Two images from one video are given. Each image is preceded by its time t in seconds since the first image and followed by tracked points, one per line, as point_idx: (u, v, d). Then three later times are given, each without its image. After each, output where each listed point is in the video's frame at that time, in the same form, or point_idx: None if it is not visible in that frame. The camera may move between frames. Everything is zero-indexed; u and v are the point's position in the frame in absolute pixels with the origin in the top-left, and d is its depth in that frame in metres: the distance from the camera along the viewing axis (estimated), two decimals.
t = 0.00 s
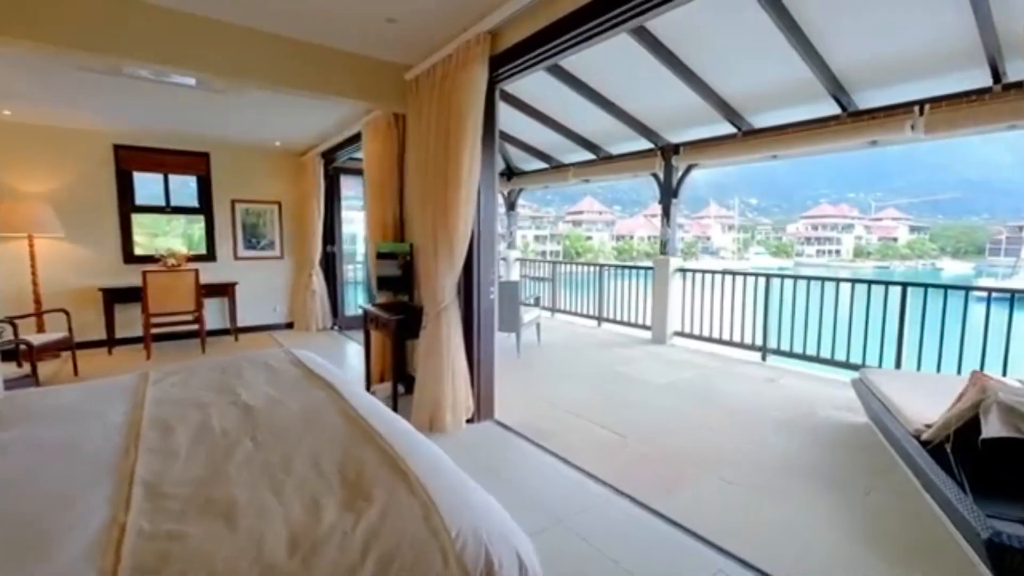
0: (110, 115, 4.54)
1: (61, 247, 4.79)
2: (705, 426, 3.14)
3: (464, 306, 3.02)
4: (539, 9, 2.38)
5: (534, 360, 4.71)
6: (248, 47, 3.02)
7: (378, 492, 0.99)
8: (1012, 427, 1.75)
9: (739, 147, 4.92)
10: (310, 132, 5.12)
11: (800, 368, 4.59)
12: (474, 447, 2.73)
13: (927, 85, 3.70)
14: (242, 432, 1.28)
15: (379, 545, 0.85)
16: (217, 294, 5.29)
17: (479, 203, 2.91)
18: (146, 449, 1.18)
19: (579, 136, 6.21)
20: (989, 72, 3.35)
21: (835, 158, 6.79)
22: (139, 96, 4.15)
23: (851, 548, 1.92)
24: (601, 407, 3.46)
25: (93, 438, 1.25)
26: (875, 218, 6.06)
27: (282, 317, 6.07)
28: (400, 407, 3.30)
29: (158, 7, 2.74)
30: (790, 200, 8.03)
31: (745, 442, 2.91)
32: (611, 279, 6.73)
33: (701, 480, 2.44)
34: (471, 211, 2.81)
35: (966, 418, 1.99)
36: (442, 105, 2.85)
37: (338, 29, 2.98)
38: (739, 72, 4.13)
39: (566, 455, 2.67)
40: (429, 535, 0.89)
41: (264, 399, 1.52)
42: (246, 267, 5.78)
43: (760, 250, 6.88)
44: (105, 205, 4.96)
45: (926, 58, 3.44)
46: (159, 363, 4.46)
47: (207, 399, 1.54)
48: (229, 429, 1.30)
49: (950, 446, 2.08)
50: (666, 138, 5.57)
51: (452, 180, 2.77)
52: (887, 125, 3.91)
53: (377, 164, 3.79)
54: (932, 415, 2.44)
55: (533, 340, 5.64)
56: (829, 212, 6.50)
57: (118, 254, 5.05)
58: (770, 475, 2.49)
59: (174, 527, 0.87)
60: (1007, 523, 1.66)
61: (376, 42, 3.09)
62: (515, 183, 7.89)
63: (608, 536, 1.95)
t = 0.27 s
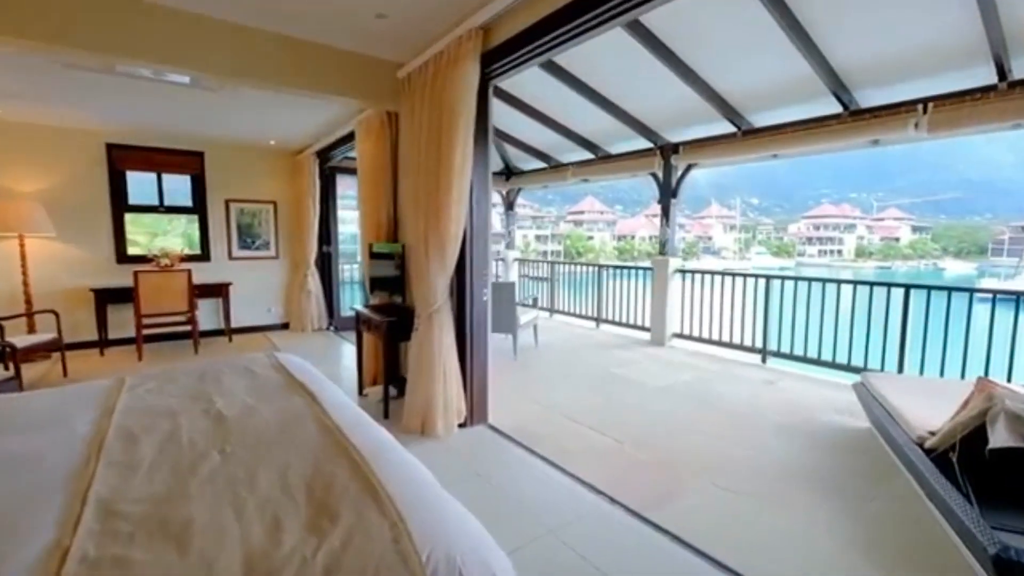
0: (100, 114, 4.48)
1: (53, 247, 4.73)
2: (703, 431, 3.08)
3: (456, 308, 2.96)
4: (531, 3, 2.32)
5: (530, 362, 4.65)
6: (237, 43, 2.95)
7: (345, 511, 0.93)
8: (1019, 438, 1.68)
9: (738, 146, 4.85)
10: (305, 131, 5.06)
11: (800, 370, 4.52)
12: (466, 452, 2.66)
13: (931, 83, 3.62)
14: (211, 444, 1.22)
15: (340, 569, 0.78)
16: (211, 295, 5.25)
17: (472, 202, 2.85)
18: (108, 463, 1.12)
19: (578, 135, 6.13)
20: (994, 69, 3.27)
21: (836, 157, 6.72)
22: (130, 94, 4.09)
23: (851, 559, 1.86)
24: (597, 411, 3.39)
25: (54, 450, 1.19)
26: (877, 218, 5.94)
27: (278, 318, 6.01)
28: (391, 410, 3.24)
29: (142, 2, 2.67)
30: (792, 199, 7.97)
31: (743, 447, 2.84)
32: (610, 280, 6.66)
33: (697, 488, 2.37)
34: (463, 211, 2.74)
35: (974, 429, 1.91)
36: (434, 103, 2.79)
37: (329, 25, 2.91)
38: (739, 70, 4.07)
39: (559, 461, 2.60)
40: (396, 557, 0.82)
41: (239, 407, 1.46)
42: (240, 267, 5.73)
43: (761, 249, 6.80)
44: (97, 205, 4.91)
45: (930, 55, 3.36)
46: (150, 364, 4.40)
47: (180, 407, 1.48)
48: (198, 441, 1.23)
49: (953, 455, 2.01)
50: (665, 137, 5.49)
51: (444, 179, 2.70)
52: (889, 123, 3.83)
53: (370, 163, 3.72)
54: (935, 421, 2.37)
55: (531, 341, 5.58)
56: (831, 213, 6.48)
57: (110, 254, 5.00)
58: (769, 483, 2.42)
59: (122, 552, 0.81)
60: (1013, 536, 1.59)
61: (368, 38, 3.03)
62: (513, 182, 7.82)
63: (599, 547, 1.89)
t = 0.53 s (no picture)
0: (93, 113, 4.43)
1: (46, 247, 4.69)
2: (700, 435, 3.02)
3: (451, 310, 2.91)
4: None
5: (528, 364, 4.60)
6: (228, 39, 2.90)
7: (316, 529, 0.87)
8: None
9: (739, 145, 4.79)
10: (300, 130, 5.01)
11: (801, 372, 4.46)
12: (460, 456, 2.61)
13: (935, 80, 3.55)
14: (184, 454, 1.17)
15: None
16: (206, 296, 5.20)
17: (466, 201, 2.79)
18: (73, 474, 1.07)
19: (576, 134, 6.08)
20: (999, 67, 3.21)
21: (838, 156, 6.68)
22: (122, 93, 4.04)
23: (852, 570, 1.80)
24: (593, 415, 3.34)
25: (20, 460, 1.14)
26: (880, 218, 5.92)
27: (274, 319, 5.97)
28: (384, 413, 3.19)
29: None
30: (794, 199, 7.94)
31: (743, 452, 2.78)
32: (608, 281, 6.61)
33: (695, 495, 2.32)
34: (457, 211, 2.70)
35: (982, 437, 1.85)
36: (428, 101, 2.74)
37: (321, 22, 2.86)
38: (739, 67, 4.01)
39: (553, 468, 2.54)
40: None
41: (218, 414, 1.41)
42: (236, 268, 5.68)
43: (762, 249, 6.83)
44: (91, 204, 4.86)
45: (934, 52, 3.30)
46: (144, 366, 4.36)
47: (158, 414, 1.43)
48: (170, 451, 1.18)
49: (959, 464, 1.95)
50: (664, 136, 5.43)
51: (436, 177, 2.66)
52: (892, 122, 3.77)
53: (365, 161, 3.67)
54: (939, 427, 2.31)
55: (529, 342, 5.53)
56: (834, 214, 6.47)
57: (105, 254, 4.96)
58: (769, 490, 2.37)
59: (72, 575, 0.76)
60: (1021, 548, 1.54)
61: (361, 35, 2.97)
62: (512, 182, 7.77)
63: (592, 557, 1.84)
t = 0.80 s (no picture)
0: (86, 111, 4.39)
1: (39, 247, 4.65)
2: (699, 439, 2.97)
3: (444, 311, 2.86)
4: None
5: (525, 366, 4.55)
6: (218, 35, 2.84)
7: (280, 548, 0.82)
8: None
9: (739, 144, 4.73)
10: (296, 129, 4.96)
11: (802, 374, 4.39)
12: (452, 460, 2.56)
13: (938, 77, 3.49)
14: (153, 464, 1.11)
15: None
16: (201, 296, 5.16)
17: (459, 200, 2.74)
18: (33, 485, 1.01)
19: (575, 133, 6.01)
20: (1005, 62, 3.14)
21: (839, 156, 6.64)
22: (114, 91, 3.99)
23: None
24: (590, 418, 3.29)
25: None
26: (883, 218, 5.87)
27: (271, 319, 5.92)
28: (377, 416, 3.13)
29: None
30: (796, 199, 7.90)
31: (743, 456, 2.73)
32: (608, 281, 6.55)
33: (692, 501, 2.26)
34: (449, 210, 2.64)
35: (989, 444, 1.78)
36: (420, 98, 2.69)
37: (312, 18, 2.80)
38: (740, 64, 3.95)
39: (547, 472, 2.49)
40: None
41: (194, 421, 1.35)
42: (232, 268, 5.64)
43: (764, 249, 6.76)
44: (85, 204, 4.82)
45: (938, 48, 3.24)
46: (138, 367, 4.32)
47: (132, 420, 1.38)
48: (138, 460, 1.13)
49: (964, 471, 1.89)
50: (664, 135, 5.37)
51: (429, 175, 2.60)
52: (895, 119, 3.70)
53: (359, 160, 3.62)
54: (944, 432, 2.25)
55: (527, 343, 5.48)
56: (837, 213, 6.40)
57: (99, 254, 4.92)
58: (768, 496, 2.31)
59: None
60: None
61: (353, 31, 2.92)
62: (512, 182, 7.71)
63: (585, 566, 1.78)
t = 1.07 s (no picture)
0: (77, 111, 4.35)
1: (31, 248, 4.61)
2: (696, 443, 2.90)
3: (434, 314, 2.79)
4: None
5: (522, 368, 4.48)
6: (202, 31, 2.77)
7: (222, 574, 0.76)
8: None
9: (738, 142, 4.66)
10: (290, 128, 4.92)
11: (802, 376, 4.32)
12: (441, 465, 2.50)
13: (941, 72, 3.41)
14: (105, 478, 1.05)
15: None
16: (195, 297, 5.12)
17: (448, 199, 2.68)
18: None
19: (573, 132, 5.95)
20: (1010, 57, 3.06)
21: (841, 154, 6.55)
22: (103, 90, 3.94)
23: None
24: (585, 421, 3.22)
25: None
26: (886, 218, 5.83)
27: (266, 320, 5.88)
28: (366, 419, 3.08)
29: None
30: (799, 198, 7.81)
31: (739, 462, 2.66)
32: (606, 281, 6.48)
33: (686, 510, 2.19)
34: (438, 210, 2.58)
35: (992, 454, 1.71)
36: (409, 95, 2.63)
37: (299, 14, 2.74)
38: (738, 60, 3.88)
39: (536, 479, 2.42)
40: None
41: (157, 431, 1.29)
42: (227, 269, 5.60)
43: (767, 249, 6.70)
44: (77, 204, 4.78)
45: (941, 42, 3.16)
46: (129, 369, 4.27)
47: (93, 429, 1.32)
48: (91, 474, 1.07)
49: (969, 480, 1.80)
50: (662, 133, 5.30)
51: (417, 174, 2.54)
52: (897, 116, 3.62)
53: (350, 159, 3.56)
54: (946, 438, 2.18)
55: (524, 344, 5.41)
56: (839, 213, 6.41)
57: (92, 255, 4.88)
58: (765, 504, 2.23)
59: None
60: None
61: (340, 26, 2.85)
62: (510, 181, 7.64)
63: None
